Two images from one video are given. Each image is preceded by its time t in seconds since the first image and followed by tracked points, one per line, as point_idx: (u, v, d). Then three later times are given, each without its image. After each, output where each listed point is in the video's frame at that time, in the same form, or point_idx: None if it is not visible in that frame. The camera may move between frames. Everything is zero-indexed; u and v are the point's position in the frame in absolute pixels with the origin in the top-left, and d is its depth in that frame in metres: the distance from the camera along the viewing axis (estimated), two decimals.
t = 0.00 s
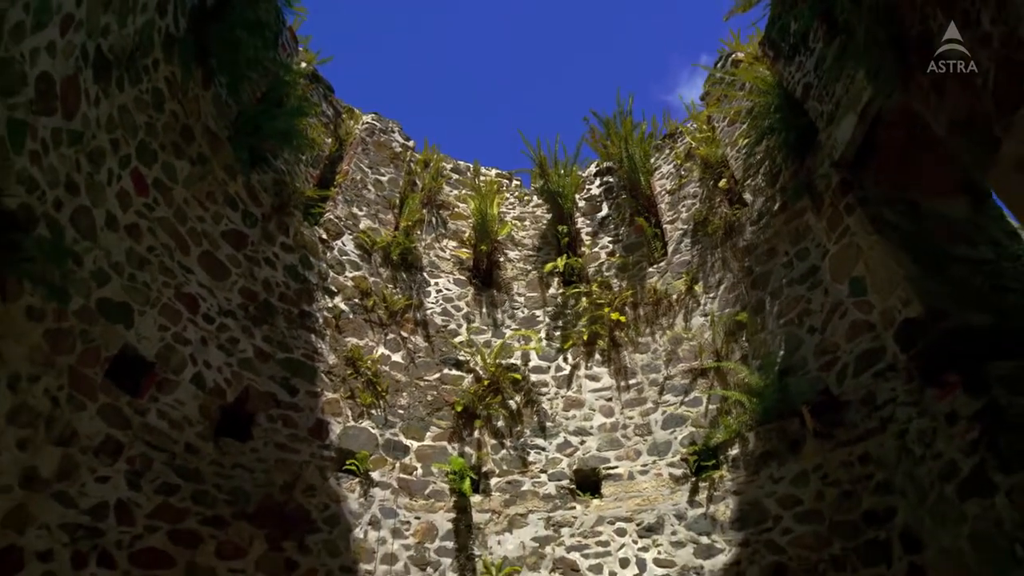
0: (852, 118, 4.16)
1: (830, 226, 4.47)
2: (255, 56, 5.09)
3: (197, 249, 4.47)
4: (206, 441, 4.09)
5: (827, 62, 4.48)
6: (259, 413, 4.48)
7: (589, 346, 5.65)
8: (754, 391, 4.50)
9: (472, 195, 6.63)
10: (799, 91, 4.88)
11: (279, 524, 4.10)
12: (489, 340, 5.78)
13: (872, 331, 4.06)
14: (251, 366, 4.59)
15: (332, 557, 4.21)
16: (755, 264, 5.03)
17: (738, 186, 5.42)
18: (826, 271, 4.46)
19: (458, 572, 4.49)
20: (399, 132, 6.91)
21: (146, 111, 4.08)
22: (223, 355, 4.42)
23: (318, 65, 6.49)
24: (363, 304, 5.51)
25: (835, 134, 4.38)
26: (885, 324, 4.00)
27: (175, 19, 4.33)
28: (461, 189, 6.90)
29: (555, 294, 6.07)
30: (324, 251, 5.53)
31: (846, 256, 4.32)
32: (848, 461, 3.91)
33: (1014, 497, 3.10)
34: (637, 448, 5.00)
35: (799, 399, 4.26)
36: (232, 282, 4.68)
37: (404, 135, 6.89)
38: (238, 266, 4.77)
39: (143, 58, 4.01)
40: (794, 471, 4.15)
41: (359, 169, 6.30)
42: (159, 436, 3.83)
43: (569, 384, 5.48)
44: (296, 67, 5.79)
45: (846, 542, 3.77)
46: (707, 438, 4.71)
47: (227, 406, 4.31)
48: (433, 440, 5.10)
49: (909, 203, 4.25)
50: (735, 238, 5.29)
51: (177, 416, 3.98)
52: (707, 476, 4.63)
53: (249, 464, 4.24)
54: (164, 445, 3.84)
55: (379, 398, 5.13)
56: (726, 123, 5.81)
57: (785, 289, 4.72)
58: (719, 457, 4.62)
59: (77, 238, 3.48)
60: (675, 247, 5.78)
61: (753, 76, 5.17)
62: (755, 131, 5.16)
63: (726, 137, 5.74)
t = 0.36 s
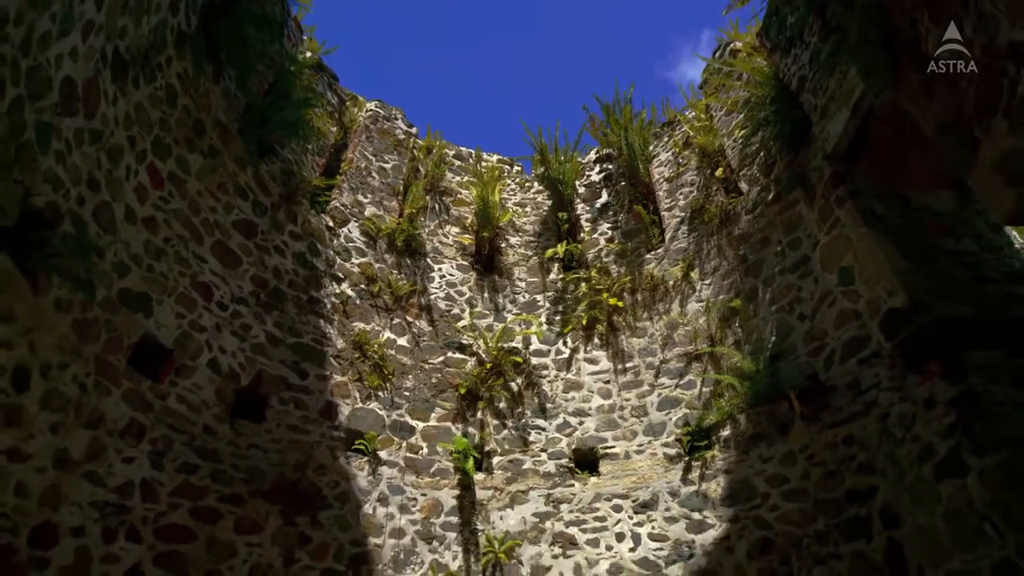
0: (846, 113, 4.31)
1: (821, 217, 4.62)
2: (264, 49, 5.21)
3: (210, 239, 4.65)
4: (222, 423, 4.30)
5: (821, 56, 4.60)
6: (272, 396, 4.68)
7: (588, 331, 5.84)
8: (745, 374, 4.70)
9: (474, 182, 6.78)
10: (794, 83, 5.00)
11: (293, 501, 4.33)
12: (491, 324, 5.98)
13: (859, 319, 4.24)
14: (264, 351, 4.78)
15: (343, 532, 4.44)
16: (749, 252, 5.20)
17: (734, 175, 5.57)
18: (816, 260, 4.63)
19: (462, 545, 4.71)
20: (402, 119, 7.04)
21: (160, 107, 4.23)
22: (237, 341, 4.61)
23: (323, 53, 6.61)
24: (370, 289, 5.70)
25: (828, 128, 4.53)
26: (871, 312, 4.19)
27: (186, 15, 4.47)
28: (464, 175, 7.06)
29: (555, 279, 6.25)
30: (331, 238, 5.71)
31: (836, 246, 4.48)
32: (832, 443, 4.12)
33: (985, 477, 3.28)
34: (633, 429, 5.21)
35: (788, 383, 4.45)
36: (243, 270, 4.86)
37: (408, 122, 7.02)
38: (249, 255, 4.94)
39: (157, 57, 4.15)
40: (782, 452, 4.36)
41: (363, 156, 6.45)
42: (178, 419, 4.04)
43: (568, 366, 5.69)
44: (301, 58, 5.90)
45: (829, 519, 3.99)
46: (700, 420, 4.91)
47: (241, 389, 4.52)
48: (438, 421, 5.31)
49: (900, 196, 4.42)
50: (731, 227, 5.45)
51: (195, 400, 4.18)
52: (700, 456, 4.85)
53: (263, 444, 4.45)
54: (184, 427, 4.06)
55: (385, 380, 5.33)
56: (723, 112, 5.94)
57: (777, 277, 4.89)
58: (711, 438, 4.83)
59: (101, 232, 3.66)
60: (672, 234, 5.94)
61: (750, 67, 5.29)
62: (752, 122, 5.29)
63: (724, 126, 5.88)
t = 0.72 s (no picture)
0: (837, 108, 4.41)
1: (813, 207, 4.77)
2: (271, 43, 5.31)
3: (221, 229, 4.82)
4: (236, 406, 4.50)
5: (815, 50, 4.72)
6: (283, 379, 4.88)
7: (587, 316, 6.03)
8: (738, 359, 4.88)
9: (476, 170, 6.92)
10: (789, 75, 5.11)
11: (305, 479, 4.54)
12: (493, 309, 6.16)
13: (847, 308, 4.41)
14: (275, 336, 4.97)
15: (352, 508, 4.64)
16: (743, 241, 5.36)
17: (730, 165, 5.71)
18: (807, 249, 4.79)
19: (466, 521, 4.93)
20: (405, 107, 7.16)
21: (172, 103, 4.38)
22: (249, 327, 4.80)
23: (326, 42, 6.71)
24: (375, 276, 5.88)
25: (820, 122, 4.66)
26: (858, 300, 4.35)
27: (196, 12, 4.59)
28: (466, 162, 7.20)
29: (555, 266, 6.43)
30: (337, 226, 5.87)
31: (827, 236, 4.64)
32: (819, 425, 4.32)
33: (960, 460, 3.50)
34: (630, 411, 5.42)
35: (778, 368, 4.64)
36: (254, 258, 5.03)
37: (410, 110, 7.14)
38: (259, 244, 5.11)
39: (169, 54, 4.29)
40: (772, 433, 4.56)
41: (368, 145, 6.60)
42: (195, 402, 4.24)
43: (568, 350, 5.88)
44: (306, 49, 6.01)
45: (814, 496, 4.19)
46: (694, 403, 5.11)
47: (254, 373, 4.72)
48: (442, 402, 5.53)
49: (888, 187, 4.56)
50: (726, 215, 5.61)
51: (211, 384, 4.39)
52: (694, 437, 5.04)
53: (276, 426, 4.66)
54: (201, 410, 4.27)
55: (391, 364, 5.53)
56: (721, 101, 6.05)
57: (770, 265, 5.06)
58: (705, 420, 5.02)
59: (121, 226, 3.84)
60: (669, 222, 6.10)
61: (747, 59, 5.41)
62: (748, 113, 5.43)
63: (721, 116, 6.00)
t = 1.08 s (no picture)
0: (828, 101, 4.58)
1: (803, 199, 4.94)
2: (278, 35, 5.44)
3: (232, 219, 5.00)
4: (248, 389, 4.72)
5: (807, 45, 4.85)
6: (292, 362, 5.10)
7: (585, 301, 6.23)
8: (729, 344, 5.08)
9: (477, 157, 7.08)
10: (783, 68, 5.24)
11: (314, 458, 4.78)
12: (494, 295, 6.36)
13: (833, 296, 4.60)
14: (283, 322, 5.18)
15: (359, 485, 4.87)
16: (736, 230, 5.54)
17: (724, 155, 5.86)
18: (797, 239, 4.97)
19: (468, 498, 5.16)
20: (407, 95, 7.29)
21: (184, 98, 4.55)
22: (259, 313, 5.00)
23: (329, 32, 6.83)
24: (379, 263, 6.06)
25: (812, 115, 4.82)
26: (844, 289, 4.54)
27: (204, 8, 4.73)
28: (467, 149, 7.35)
29: (554, 252, 6.62)
30: (342, 214, 6.05)
31: (815, 227, 4.81)
32: (804, 408, 4.53)
33: (933, 443, 3.73)
34: (625, 393, 5.64)
35: (766, 354, 4.85)
36: (263, 247, 5.22)
37: (412, 97, 7.27)
38: (267, 232, 5.29)
39: (180, 51, 4.45)
40: (759, 415, 4.77)
41: (371, 133, 6.75)
42: (210, 386, 4.46)
43: (566, 335, 6.09)
44: (310, 40, 6.14)
45: (798, 475, 4.41)
46: (686, 386, 5.31)
47: (264, 357, 4.94)
48: (445, 384, 5.74)
49: (874, 182, 4.80)
50: (720, 205, 5.77)
51: (224, 368, 4.60)
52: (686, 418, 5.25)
53: (287, 407, 4.88)
54: (216, 392, 4.49)
55: (396, 348, 5.74)
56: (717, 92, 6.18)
57: (761, 254, 5.24)
58: (696, 402, 5.23)
59: (138, 219, 4.03)
60: (665, 210, 6.27)
61: (742, 52, 5.53)
62: (742, 105, 5.57)
63: (717, 107, 6.13)
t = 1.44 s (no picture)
0: (816, 98, 4.78)
1: (791, 192, 5.13)
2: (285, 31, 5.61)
3: (241, 212, 5.20)
4: (259, 374, 4.95)
5: (796, 42, 5.02)
6: (300, 348, 5.32)
7: (582, 289, 6.45)
8: (719, 331, 5.30)
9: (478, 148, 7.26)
10: (774, 64, 5.41)
11: (322, 439, 5.02)
12: (493, 282, 6.57)
13: (818, 286, 4.80)
14: (291, 309, 5.39)
15: (365, 465, 5.12)
16: (728, 220, 5.73)
17: (718, 147, 6.04)
18: (785, 230, 5.16)
19: (469, 477, 5.40)
20: (408, 86, 7.44)
21: (195, 96, 4.74)
22: (268, 302, 5.22)
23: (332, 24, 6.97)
24: (382, 251, 6.27)
25: (801, 111, 5.00)
26: (828, 279, 4.74)
27: (213, 7, 4.91)
28: (467, 139, 7.53)
29: (552, 241, 6.83)
30: (346, 204, 6.24)
31: (802, 219, 5.00)
32: (789, 393, 4.76)
33: (907, 426, 3.97)
34: (620, 377, 5.87)
35: (754, 341, 5.02)
36: (271, 237, 5.42)
37: (413, 88, 7.42)
38: (275, 223, 5.49)
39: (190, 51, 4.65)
40: (747, 399, 4.99)
41: (373, 125, 6.93)
42: (223, 372, 4.69)
43: (563, 321, 6.31)
44: (314, 34, 6.29)
45: (782, 456, 4.64)
46: (678, 371, 5.53)
47: (273, 343, 5.16)
48: (447, 369, 5.97)
49: (860, 177, 4.90)
50: (713, 196, 5.96)
51: (236, 354, 4.82)
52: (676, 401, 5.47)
53: (296, 391, 5.12)
54: (229, 378, 4.72)
55: (399, 334, 5.96)
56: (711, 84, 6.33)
57: (751, 244, 5.44)
58: (687, 386, 5.46)
59: (153, 212, 4.24)
60: (660, 200, 6.46)
61: (736, 46, 5.69)
62: (734, 99, 5.74)
63: (711, 101, 6.30)
